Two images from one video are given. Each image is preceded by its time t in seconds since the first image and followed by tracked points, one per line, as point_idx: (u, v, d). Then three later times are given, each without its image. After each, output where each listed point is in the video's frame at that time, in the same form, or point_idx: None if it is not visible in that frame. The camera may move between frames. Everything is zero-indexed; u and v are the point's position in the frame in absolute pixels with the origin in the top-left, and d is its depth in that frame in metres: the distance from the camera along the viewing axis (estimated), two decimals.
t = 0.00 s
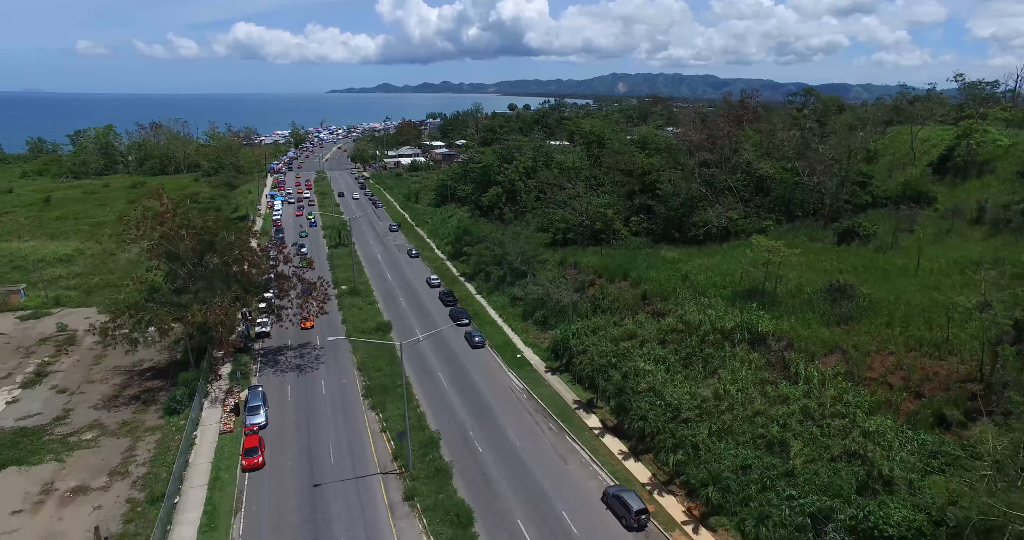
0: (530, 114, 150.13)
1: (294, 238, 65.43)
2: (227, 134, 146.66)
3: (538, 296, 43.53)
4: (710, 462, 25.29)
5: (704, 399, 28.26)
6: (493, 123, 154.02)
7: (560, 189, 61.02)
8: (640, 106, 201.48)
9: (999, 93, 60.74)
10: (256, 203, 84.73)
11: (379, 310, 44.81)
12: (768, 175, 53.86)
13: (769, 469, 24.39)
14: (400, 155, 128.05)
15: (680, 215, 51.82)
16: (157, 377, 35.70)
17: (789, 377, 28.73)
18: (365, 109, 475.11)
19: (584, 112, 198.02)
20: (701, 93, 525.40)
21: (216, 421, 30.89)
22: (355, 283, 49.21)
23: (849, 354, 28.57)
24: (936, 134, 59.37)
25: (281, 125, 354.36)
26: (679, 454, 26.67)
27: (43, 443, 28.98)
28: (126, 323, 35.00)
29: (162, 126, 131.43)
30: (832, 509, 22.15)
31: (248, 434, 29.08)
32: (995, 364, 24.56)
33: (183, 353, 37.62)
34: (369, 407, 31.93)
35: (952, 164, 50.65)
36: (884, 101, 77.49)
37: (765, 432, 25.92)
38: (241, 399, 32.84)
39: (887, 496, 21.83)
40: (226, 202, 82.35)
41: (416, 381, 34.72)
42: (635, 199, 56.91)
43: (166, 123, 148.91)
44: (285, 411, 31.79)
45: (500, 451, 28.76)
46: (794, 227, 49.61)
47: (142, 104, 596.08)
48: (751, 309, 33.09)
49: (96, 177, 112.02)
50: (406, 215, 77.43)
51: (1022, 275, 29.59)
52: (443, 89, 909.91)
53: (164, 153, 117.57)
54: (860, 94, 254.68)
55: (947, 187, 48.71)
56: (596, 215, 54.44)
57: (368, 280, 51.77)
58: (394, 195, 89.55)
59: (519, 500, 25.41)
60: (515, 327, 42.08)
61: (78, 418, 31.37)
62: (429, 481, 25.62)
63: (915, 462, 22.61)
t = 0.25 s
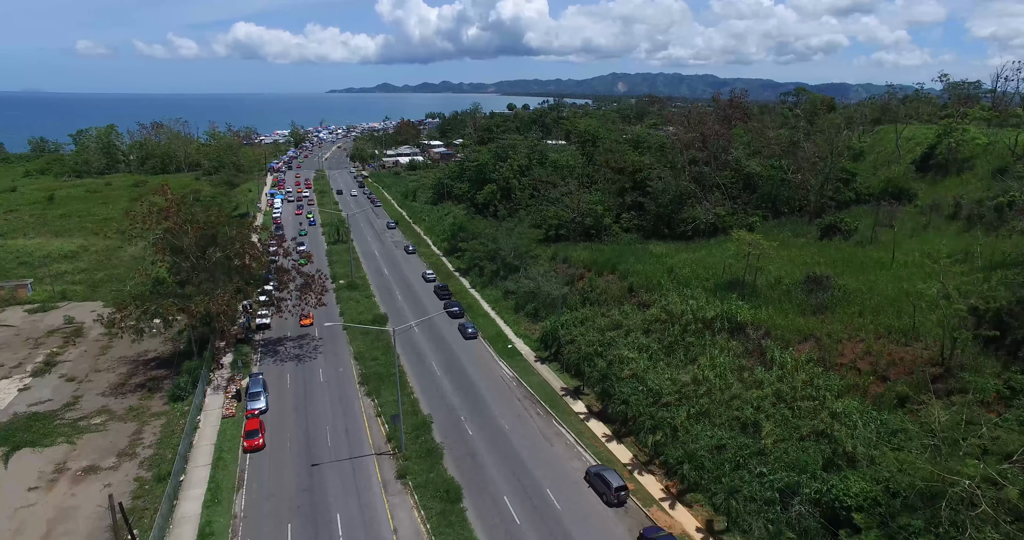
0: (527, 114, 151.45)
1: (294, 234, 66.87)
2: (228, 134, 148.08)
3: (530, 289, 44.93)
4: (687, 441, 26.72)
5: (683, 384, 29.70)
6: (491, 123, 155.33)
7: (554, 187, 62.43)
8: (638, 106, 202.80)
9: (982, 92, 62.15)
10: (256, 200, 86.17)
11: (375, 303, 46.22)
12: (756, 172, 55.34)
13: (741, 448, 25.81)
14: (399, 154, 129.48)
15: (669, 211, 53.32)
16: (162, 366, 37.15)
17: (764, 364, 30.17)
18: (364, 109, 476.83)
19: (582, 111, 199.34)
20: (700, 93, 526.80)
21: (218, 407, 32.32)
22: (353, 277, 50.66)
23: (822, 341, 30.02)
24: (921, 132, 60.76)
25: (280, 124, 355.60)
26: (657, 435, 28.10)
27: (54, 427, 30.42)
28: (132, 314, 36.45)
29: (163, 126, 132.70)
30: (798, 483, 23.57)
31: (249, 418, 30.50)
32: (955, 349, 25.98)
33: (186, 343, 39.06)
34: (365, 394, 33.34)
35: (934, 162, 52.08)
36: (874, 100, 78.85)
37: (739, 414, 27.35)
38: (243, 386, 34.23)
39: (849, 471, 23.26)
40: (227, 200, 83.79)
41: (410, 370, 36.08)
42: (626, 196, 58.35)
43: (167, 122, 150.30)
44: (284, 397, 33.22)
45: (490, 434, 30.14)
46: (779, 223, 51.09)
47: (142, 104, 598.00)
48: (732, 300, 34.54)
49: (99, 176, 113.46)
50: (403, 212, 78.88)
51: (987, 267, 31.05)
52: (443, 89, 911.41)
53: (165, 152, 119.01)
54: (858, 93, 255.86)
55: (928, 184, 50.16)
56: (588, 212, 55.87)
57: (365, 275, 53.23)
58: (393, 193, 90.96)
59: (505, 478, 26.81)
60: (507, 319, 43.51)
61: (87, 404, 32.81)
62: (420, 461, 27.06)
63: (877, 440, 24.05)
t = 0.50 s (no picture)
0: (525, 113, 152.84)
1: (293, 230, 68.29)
2: (228, 133, 149.50)
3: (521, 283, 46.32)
4: (665, 424, 28.07)
5: (664, 371, 31.11)
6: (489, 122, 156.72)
7: (548, 185, 63.79)
8: (635, 106, 204.27)
9: (966, 92, 63.56)
10: (256, 198, 87.55)
11: (372, 297, 47.60)
12: (744, 170, 56.74)
13: (717, 429, 27.16)
14: (397, 153, 130.89)
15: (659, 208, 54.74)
16: (166, 357, 38.53)
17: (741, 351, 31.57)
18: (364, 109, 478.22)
19: (580, 111, 200.70)
20: (698, 92, 528.18)
21: (220, 394, 33.71)
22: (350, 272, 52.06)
23: (797, 330, 31.42)
24: (907, 131, 62.18)
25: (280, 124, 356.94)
26: (638, 418, 29.48)
27: (64, 413, 31.81)
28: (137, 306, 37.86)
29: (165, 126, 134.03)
30: (768, 462, 24.91)
31: (249, 403, 31.88)
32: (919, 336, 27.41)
33: (189, 334, 40.45)
34: (360, 382, 34.71)
35: (917, 160, 53.48)
36: (863, 99, 80.24)
37: (715, 398, 28.74)
38: (243, 375, 35.62)
39: (816, 450, 24.62)
40: (228, 197, 85.16)
41: (405, 359, 37.45)
42: (617, 193, 59.74)
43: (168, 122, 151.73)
44: (283, 385, 34.59)
45: (479, 419, 31.51)
46: (766, 219, 52.48)
47: (142, 103, 599.05)
48: (713, 292, 35.95)
49: (100, 175, 114.86)
50: (401, 210, 80.28)
51: (955, 260, 32.48)
52: (442, 89, 912.75)
53: (166, 151, 120.43)
54: (855, 93, 257.32)
55: (910, 181, 51.55)
56: (581, 209, 57.33)
57: (363, 270, 54.61)
58: (391, 192, 92.35)
59: (493, 460, 28.15)
60: (499, 311, 44.90)
61: (94, 392, 34.20)
62: (412, 443, 28.45)
63: (843, 421, 25.43)
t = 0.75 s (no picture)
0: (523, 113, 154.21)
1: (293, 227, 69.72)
2: (228, 133, 150.95)
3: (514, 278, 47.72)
4: (646, 408, 29.47)
5: (646, 359, 32.49)
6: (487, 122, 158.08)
7: (542, 183, 65.18)
8: (632, 106, 205.65)
9: (951, 92, 64.97)
10: (256, 197, 88.95)
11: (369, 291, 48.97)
12: (732, 169, 58.08)
13: (694, 413, 28.53)
14: (396, 153, 132.26)
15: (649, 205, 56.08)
16: (169, 348, 39.93)
17: (721, 341, 32.95)
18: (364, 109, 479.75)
19: (578, 111, 202.03)
20: (697, 93, 529.58)
21: (222, 382, 35.09)
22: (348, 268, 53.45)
23: (775, 320, 32.83)
24: (893, 131, 63.53)
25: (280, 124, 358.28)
26: (621, 404, 30.85)
27: (72, 400, 33.22)
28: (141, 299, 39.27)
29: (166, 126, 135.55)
30: (742, 443, 26.26)
31: (250, 390, 33.27)
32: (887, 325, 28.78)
33: (191, 327, 41.84)
34: (356, 371, 36.08)
35: (901, 159, 54.82)
36: (853, 100, 81.56)
37: (694, 384, 30.12)
38: (244, 364, 36.99)
39: (786, 431, 26.00)
40: (228, 195, 86.60)
41: (400, 350, 38.83)
42: (609, 191, 61.09)
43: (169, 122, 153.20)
44: (282, 374, 35.98)
45: (470, 405, 32.88)
46: (753, 216, 53.84)
47: (143, 104, 600.73)
48: (696, 285, 37.32)
49: (102, 174, 116.31)
50: (398, 208, 81.69)
51: (926, 253, 33.85)
52: (442, 89, 914.18)
53: (167, 151, 121.86)
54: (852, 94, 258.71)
55: (894, 179, 52.89)
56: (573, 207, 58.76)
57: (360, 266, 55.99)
58: (389, 190, 93.77)
59: (482, 443, 29.52)
60: (492, 305, 46.28)
61: (101, 381, 35.59)
62: (405, 427, 29.83)
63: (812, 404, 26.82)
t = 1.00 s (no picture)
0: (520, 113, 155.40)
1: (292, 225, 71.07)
2: (229, 133, 152.16)
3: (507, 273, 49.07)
4: (628, 394, 30.83)
5: (630, 349, 33.83)
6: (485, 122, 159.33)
7: (536, 181, 66.49)
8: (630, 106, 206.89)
9: (938, 92, 66.25)
10: (256, 195, 90.20)
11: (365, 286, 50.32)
12: (721, 167, 59.34)
13: (673, 398, 29.88)
14: (394, 152, 133.53)
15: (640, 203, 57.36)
16: (172, 339, 41.31)
17: (702, 331, 34.29)
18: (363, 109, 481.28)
19: (575, 111, 203.21)
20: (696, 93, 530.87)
21: (223, 371, 36.47)
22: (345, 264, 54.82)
23: (754, 311, 34.18)
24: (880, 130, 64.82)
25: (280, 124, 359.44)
26: (605, 391, 32.20)
27: (79, 388, 34.59)
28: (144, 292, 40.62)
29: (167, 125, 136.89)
30: (718, 426, 27.61)
31: (250, 379, 34.65)
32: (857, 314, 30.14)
33: (193, 320, 43.20)
34: (352, 361, 37.44)
35: (886, 157, 56.11)
36: (844, 99, 82.77)
37: (675, 372, 31.47)
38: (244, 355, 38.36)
39: (759, 414, 27.36)
40: (228, 194, 87.86)
41: (394, 342, 40.19)
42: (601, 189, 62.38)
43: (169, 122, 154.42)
44: (281, 364, 37.36)
45: (461, 393, 34.27)
46: (741, 213, 55.12)
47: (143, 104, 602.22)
48: (681, 278, 38.63)
49: (104, 173, 117.55)
50: (396, 206, 82.98)
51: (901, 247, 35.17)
52: (442, 89, 915.52)
53: (169, 151, 123.11)
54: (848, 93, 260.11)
55: (878, 177, 54.17)
56: (566, 204, 60.06)
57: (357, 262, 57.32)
58: (387, 189, 95.05)
59: (472, 428, 30.90)
60: (485, 299, 47.64)
61: (106, 370, 36.96)
62: (398, 412, 31.20)
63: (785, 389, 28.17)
